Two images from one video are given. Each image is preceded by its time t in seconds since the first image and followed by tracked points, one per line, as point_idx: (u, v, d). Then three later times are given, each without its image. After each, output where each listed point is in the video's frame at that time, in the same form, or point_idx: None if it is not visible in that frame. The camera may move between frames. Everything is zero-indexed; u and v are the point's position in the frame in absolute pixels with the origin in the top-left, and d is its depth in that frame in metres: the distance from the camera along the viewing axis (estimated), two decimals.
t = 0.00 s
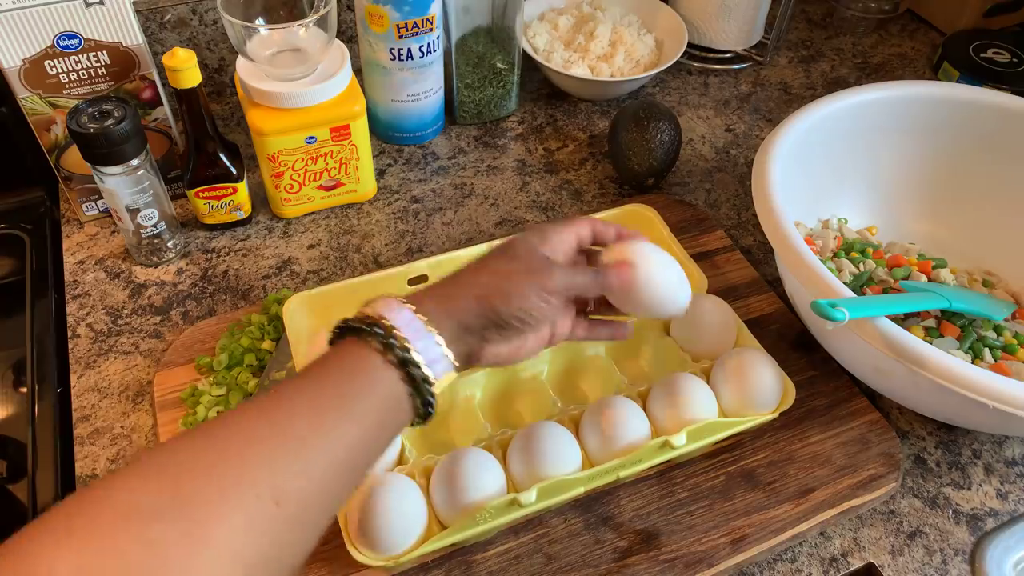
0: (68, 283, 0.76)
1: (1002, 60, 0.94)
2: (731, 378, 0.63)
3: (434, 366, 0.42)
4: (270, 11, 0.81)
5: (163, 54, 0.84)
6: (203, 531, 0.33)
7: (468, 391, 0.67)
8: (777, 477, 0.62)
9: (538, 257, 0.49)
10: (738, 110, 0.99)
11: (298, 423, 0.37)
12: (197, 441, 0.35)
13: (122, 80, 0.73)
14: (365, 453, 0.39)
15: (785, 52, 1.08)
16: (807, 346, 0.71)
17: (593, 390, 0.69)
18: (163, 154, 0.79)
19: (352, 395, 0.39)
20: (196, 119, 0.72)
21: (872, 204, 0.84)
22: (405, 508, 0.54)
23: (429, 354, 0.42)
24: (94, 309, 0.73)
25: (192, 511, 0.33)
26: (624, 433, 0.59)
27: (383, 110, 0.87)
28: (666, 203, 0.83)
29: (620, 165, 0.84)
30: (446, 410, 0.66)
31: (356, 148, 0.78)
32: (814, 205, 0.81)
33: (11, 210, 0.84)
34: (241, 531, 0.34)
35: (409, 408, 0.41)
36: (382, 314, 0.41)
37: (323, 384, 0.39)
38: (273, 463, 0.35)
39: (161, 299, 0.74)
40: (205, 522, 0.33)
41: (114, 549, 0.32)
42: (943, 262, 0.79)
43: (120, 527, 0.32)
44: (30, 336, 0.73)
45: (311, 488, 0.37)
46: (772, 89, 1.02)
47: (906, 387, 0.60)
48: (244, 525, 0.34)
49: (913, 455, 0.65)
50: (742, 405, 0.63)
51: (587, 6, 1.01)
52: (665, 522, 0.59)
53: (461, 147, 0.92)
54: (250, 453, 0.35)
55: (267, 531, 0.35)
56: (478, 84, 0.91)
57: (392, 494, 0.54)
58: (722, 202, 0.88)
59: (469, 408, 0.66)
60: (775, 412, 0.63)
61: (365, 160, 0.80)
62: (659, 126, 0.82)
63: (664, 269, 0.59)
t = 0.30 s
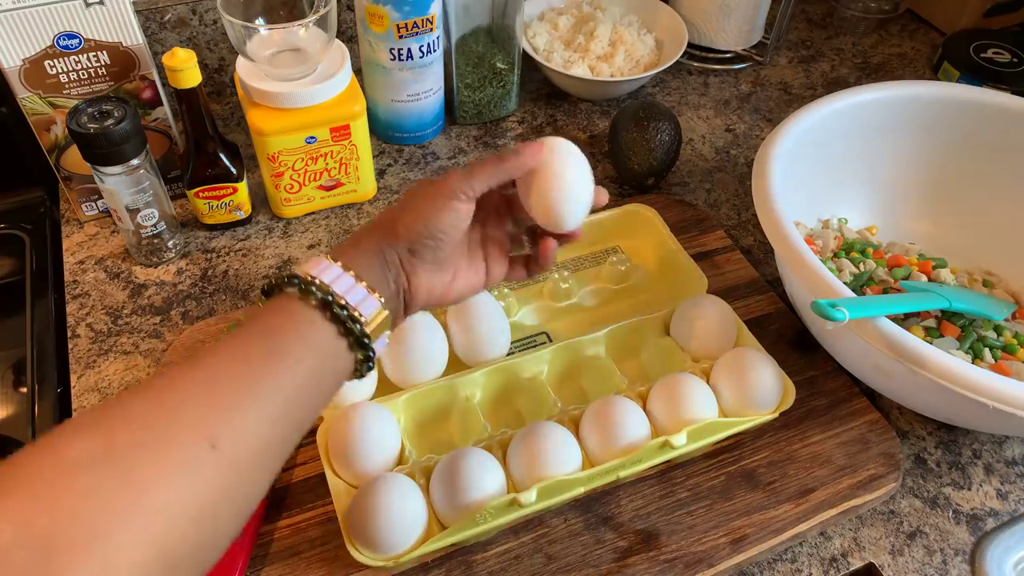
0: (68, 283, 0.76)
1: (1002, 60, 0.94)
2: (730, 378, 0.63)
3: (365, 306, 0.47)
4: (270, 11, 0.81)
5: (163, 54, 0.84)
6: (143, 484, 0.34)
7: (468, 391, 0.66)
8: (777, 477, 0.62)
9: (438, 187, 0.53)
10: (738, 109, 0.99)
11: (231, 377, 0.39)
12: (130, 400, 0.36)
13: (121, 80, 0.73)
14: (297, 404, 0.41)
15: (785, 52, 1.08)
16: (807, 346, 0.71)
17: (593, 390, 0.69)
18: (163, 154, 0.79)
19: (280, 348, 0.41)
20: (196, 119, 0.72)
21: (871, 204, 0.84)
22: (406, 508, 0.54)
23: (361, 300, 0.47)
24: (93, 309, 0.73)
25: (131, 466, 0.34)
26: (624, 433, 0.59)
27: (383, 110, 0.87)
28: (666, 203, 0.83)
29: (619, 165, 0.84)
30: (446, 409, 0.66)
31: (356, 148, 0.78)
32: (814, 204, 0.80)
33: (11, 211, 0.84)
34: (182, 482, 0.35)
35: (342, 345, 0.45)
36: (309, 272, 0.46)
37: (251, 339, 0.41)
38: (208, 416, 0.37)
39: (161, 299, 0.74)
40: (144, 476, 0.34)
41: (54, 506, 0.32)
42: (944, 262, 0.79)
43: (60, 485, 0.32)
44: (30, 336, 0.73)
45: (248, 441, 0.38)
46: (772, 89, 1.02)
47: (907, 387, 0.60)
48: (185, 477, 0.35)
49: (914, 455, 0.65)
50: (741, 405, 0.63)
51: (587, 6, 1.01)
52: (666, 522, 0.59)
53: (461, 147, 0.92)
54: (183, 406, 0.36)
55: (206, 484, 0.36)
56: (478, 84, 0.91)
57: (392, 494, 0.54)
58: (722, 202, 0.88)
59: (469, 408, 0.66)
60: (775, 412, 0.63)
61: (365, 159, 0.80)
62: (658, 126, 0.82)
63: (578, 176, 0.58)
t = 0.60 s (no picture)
0: (68, 283, 0.76)
1: (1002, 60, 0.94)
2: (730, 378, 0.63)
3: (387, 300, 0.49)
4: (270, 11, 0.81)
5: (163, 54, 0.84)
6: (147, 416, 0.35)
7: (468, 391, 0.66)
8: (777, 477, 0.62)
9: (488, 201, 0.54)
10: (738, 109, 0.99)
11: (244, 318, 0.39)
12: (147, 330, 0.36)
13: (121, 80, 0.73)
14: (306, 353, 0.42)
15: (785, 52, 1.08)
16: (807, 346, 0.71)
17: (593, 390, 0.69)
18: (163, 154, 0.79)
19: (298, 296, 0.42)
20: (196, 119, 0.72)
21: (872, 203, 0.84)
22: (406, 508, 0.54)
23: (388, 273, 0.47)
24: (94, 309, 0.73)
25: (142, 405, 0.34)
26: (624, 433, 0.59)
27: (383, 110, 0.87)
28: (666, 203, 0.83)
29: (619, 165, 0.84)
30: (446, 410, 0.66)
31: (356, 147, 0.78)
32: (814, 204, 0.80)
33: (11, 211, 0.84)
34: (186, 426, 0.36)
35: (355, 307, 0.45)
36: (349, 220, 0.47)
37: (268, 283, 0.41)
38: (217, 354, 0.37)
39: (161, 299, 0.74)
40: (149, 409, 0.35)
41: (62, 438, 0.32)
42: (944, 262, 0.79)
43: (67, 413, 0.33)
44: (30, 336, 0.73)
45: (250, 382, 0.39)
46: (772, 89, 1.02)
47: (907, 387, 0.60)
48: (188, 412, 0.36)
49: (914, 455, 0.65)
50: (742, 405, 0.63)
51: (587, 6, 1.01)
52: (665, 522, 0.59)
53: (461, 147, 0.92)
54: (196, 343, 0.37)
55: (208, 418, 0.37)
56: (478, 84, 0.91)
57: (392, 494, 0.54)
58: (722, 202, 0.87)
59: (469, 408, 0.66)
60: (775, 412, 0.63)
61: (365, 160, 0.80)
62: (659, 126, 0.82)
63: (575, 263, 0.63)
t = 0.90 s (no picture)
0: (68, 283, 0.76)
1: (1002, 60, 0.94)
2: (730, 378, 0.63)
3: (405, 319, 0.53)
4: (270, 11, 0.81)
5: (163, 54, 0.84)
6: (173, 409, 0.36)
7: (468, 391, 0.66)
8: (777, 477, 0.62)
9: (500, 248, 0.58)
10: (738, 109, 0.99)
11: (270, 317, 0.41)
12: (173, 324, 0.38)
13: (121, 80, 0.73)
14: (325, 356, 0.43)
15: (785, 52, 1.08)
16: (807, 346, 0.71)
17: (593, 390, 0.69)
18: (163, 154, 0.79)
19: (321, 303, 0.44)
20: (196, 120, 0.72)
21: (872, 204, 0.84)
22: (406, 508, 0.54)
23: (413, 308, 0.51)
24: (94, 309, 0.73)
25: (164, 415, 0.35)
26: (624, 433, 0.59)
27: (383, 110, 0.87)
28: (666, 203, 0.83)
29: (619, 165, 0.84)
30: (446, 409, 0.66)
31: (356, 148, 0.78)
32: (814, 204, 0.80)
33: (11, 211, 0.84)
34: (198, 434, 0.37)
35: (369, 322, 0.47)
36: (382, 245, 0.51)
37: (296, 294, 0.43)
38: (242, 350, 0.39)
39: (161, 299, 0.74)
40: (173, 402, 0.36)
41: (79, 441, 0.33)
42: (944, 262, 0.79)
43: (91, 405, 0.34)
44: (30, 336, 0.73)
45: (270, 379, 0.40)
46: (772, 89, 1.02)
47: (907, 387, 0.60)
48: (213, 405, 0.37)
49: (913, 455, 0.65)
50: (742, 405, 0.63)
51: (587, 6, 1.01)
52: (665, 522, 0.59)
53: (461, 147, 0.92)
54: (222, 348, 0.38)
55: (231, 412, 0.38)
56: (478, 84, 0.91)
57: (392, 495, 0.54)
58: (722, 202, 0.87)
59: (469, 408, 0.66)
60: (775, 412, 0.63)
61: (365, 160, 0.80)
62: (659, 126, 0.82)
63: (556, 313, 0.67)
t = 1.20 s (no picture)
0: (68, 283, 0.76)
1: (1002, 60, 0.94)
2: (730, 378, 0.63)
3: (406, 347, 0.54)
4: (270, 10, 0.81)
5: (163, 54, 0.84)
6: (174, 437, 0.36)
7: (469, 391, 0.66)
8: (777, 477, 0.62)
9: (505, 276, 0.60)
10: (738, 109, 0.99)
11: (275, 345, 0.41)
12: (181, 351, 0.38)
13: (121, 80, 0.73)
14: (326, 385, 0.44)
15: (785, 52, 1.08)
16: (807, 346, 0.71)
17: (593, 391, 0.69)
18: (163, 154, 0.79)
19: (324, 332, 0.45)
20: (196, 120, 0.72)
21: (872, 204, 0.84)
22: (406, 508, 0.54)
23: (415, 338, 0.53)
24: (94, 309, 0.73)
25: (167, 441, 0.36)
26: (624, 433, 0.59)
27: (383, 111, 0.87)
28: (666, 203, 0.83)
29: (619, 165, 0.84)
30: (446, 409, 0.66)
31: (356, 148, 0.78)
32: (814, 204, 0.80)
33: (11, 211, 0.84)
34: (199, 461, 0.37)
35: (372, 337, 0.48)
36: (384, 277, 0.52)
37: (299, 322, 0.44)
38: (247, 376, 0.39)
39: (161, 299, 0.74)
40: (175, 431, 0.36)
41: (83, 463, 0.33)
42: (943, 262, 0.79)
43: (96, 430, 0.34)
44: (30, 336, 0.73)
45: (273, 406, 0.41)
46: (772, 89, 1.02)
47: (907, 387, 0.60)
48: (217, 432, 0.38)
49: (913, 455, 0.65)
50: (742, 405, 0.63)
51: (587, 6, 1.01)
52: (665, 522, 0.59)
53: (461, 147, 0.92)
54: (226, 377, 0.39)
55: (235, 439, 0.39)
56: (478, 84, 0.91)
57: (392, 494, 0.54)
58: (722, 202, 0.87)
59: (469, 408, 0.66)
60: (775, 412, 0.63)
61: (365, 159, 0.80)
62: (659, 126, 0.82)
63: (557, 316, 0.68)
